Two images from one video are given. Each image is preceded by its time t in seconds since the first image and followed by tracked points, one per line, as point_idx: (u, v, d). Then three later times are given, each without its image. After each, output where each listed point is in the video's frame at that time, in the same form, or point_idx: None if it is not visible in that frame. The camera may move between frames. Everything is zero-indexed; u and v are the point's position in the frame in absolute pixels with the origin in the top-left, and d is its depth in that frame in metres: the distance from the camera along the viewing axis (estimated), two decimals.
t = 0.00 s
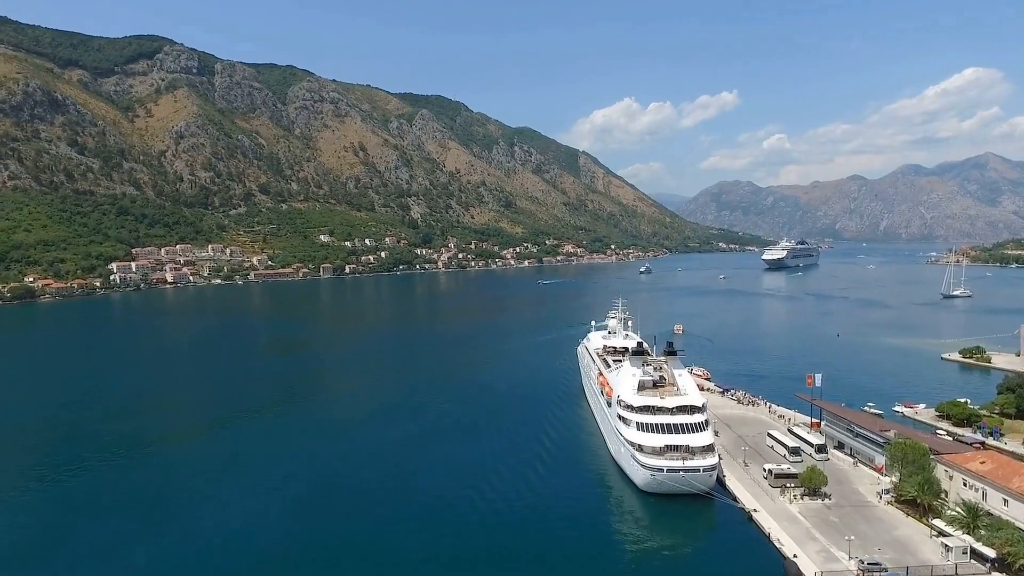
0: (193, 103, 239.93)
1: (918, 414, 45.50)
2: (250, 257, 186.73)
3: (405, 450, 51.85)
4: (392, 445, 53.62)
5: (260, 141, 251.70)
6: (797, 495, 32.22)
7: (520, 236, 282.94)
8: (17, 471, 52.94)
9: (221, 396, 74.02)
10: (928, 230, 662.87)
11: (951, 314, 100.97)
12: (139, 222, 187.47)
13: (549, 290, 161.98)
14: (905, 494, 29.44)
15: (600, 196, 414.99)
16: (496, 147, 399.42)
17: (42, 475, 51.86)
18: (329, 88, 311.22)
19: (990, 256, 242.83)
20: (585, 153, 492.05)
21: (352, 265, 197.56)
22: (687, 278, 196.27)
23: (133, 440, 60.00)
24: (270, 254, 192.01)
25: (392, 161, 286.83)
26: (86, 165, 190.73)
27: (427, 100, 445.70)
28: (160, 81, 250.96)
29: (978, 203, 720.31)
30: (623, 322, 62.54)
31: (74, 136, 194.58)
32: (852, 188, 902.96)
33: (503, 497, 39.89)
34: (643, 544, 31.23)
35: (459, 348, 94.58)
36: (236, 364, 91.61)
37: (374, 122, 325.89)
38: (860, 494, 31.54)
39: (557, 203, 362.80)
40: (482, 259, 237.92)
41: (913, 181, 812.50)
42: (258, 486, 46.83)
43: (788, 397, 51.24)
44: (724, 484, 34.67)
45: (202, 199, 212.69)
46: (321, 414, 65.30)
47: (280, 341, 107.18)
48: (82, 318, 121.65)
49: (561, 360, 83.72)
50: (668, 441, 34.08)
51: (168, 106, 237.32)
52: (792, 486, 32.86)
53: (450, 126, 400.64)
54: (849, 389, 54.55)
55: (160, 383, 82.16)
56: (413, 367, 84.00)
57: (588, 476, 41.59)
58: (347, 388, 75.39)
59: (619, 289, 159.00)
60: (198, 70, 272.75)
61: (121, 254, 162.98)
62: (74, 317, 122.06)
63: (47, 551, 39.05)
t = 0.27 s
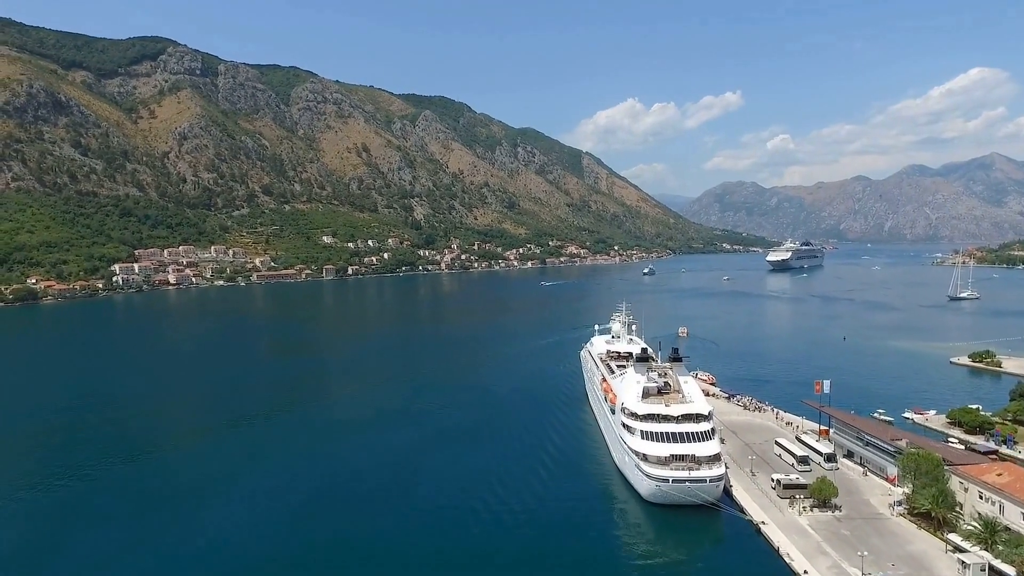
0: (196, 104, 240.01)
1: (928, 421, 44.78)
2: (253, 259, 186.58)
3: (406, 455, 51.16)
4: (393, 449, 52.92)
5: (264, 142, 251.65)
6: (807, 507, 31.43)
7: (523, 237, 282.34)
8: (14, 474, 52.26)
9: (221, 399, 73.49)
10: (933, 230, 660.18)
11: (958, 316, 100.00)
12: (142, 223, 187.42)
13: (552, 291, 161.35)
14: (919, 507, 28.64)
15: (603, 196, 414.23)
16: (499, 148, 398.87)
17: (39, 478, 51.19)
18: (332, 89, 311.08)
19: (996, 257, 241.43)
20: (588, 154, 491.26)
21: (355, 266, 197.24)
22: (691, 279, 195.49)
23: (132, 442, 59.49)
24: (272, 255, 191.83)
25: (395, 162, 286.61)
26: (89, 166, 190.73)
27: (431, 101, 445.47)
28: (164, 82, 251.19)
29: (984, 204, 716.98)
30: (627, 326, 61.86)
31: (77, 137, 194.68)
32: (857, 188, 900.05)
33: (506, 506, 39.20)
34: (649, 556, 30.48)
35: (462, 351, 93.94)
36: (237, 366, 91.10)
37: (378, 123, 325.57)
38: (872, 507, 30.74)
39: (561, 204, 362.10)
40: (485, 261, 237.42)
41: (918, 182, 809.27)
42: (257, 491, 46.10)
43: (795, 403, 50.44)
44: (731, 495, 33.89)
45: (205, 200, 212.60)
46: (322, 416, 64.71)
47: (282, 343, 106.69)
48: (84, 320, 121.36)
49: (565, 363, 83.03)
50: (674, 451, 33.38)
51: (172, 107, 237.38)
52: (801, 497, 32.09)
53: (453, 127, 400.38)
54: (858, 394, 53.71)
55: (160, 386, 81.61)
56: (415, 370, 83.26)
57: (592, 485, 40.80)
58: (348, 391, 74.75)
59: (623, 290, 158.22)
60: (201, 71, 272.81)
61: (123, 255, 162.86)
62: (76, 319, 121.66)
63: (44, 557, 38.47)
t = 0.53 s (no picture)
0: (199, 106, 240.15)
1: (939, 428, 44.16)
2: (255, 260, 186.42)
3: (407, 460, 50.45)
4: (394, 454, 52.24)
5: (267, 143, 251.61)
6: (816, 519, 30.61)
7: (527, 238, 281.73)
8: (12, 478, 51.74)
9: (222, 402, 72.93)
10: (938, 231, 657.40)
11: (966, 319, 98.96)
12: (145, 225, 187.39)
13: (556, 293, 160.67)
14: (933, 521, 27.87)
15: (607, 197, 413.33)
16: (502, 148, 398.28)
17: (37, 481, 50.57)
18: (336, 90, 310.95)
19: (1003, 258, 239.73)
20: (592, 155, 490.30)
21: (358, 267, 196.88)
22: (695, 281, 194.62)
23: (132, 445, 58.99)
24: (275, 257, 191.66)
25: (398, 163, 286.35)
26: (92, 167, 190.73)
27: (434, 102, 445.25)
28: (167, 84, 251.42)
29: (989, 204, 713.57)
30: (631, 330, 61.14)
31: (81, 139, 194.84)
32: (861, 189, 897.07)
33: (508, 514, 38.49)
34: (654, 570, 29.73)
35: (465, 353, 93.23)
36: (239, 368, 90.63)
37: (381, 124, 325.42)
38: (885, 519, 29.96)
39: (564, 205, 361.41)
40: (488, 262, 236.83)
41: (923, 183, 805.98)
42: (257, 496, 45.45)
43: (803, 409, 49.70)
44: (738, 506, 33.10)
45: (208, 201, 212.49)
46: (324, 419, 64.09)
47: (284, 345, 106.22)
48: (86, 322, 121.08)
49: (568, 366, 82.33)
50: (680, 461, 32.70)
51: (175, 108, 237.52)
52: (811, 509, 31.28)
53: (456, 128, 399.99)
54: (865, 398, 53.05)
55: (161, 388, 81.10)
56: (417, 373, 82.64)
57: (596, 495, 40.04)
58: (350, 393, 74.21)
59: (627, 292, 157.55)
60: (205, 72, 272.93)
61: (126, 256, 162.84)
62: (78, 321, 121.32)
63: (39, 563, 37.91)
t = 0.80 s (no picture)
0: (203, 107, 240.35)
1: (950, 435, 43.58)
2: (258, 261, 186.30)
3: (408, 464, 49.80)
4: (395, 458, 51.64)
5: (270, 144, 251.64)
6: (827, 532, 29.79)
7: (530, 239, 281.09)
8: (10, 480, 51.26)
9: (223, 403, 72.49)
10: (944, 232, 654.41)
11: (974, 321, 97.96)
12: (148, 226, 187.39)
13: (559, 295, 160.06)
14: (948, 535, 27.14)
15: (611, 198, 412.45)
16: (506, 149, 397.75)
17: (35, 484, 50.09)
18: (339, 91, 310.84)
19: (1010, 260, 237.97)
20: (596, 156, 489.41)
21: (361, 268, 196.51)
22: (699, 282, 193.83)
23: (132, 446, 58.54)
24: (278, 258, 191.47)
25: (402, 164, 286.20)
26: (96, 168, 190.83)
27: (438, 103, 445.10)
28: (171, 85, 251.73)
29: (995, 205, 710.06)
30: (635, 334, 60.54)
31: (84, 140, 195.06)
32: (866, 190, 893.96)
33: (511, 523, 37.82)
34: None
35: (467, 355, 92.69)
36: (240, 370, 90.20)
37: (384, 125, 325.31)
38: (898, 532, 29.21)
39: (568, 206, 360.79)
40: (491, 263, 236.22)
41: (929, 183, 802.62)
42: (258, 501, 44.90)
43: (810, 415, 48.96)
44: (745, 517, 32.33)
45: (211, 203, 212.47)
46: (325, 422, 63.53)
47: (287, 346, 105.83)
48: (88, 323, 120.85)
49: (571, 369, 81.72)
50: (686, 471, 31.99)
51: (179, 109, 237.73)
52: (821, 521, 30.51)
53: (459, 129, 399.52)
54: (873, 404, 52.28)
55: (162, 390, 80.70)
56: (420, 375, 82.10)
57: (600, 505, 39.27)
58: (351, 396, 73.67)
59: (630, 294, 156.75)
60: (208, 73, 273.13)
61: (129, 257, 162.89)
62: (80, 322, 121.14)
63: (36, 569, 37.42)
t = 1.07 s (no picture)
0: (207, 108, 240.48)
1: (963, 443, 42.82)
2: (261, 262, 186.14)
3: (410, 471, 49.07)
4: (398, 463, 50.90)
5: (274, 145, 251.69)
6: (838, 545, 28.98)
7: (533, 240, 280.48)
8: (12, 483, 50.93)
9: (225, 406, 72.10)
10: (949, 233, 651.02)
11: (983, 324, 96.77)
12: (152, 227, 187.46)
13: (563, 296, 159.42)
14: (965, 550, 26.38)
15: (615, 199, 411.35)
16: (509, 150, 397.12)
17: (34, 487, 49.69)
18: (343, 92, 310.60)
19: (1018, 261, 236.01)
20: (600, 156, 488.25)
21: (364, 269, 196.13)
22: (704, 284, 192.88)
23: (133, 449, 58.12)
24: (281, 259, 191.31)
25: (405, 165, 285.92)
26: (100, 170, 190.98)
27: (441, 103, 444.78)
28: (175, 86, 252.02)
29: (1001, 206, 706.00)
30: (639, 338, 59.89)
31: (88, 141, 195.12)
32: (871, 191, 890.02)
33: (514, 533, 37.12)
34: None
35: (472, 358, 92.00)
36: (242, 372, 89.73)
37: (388, 126, 325.02)
38: (912, 546, 28.40)
39: (571, 207, 359.93)
40: (495, 264, 235.64)
41: (934, 184, 798.74)
42: (259, 506, 44.42)
43: (818, 422, 48.14)
44: (753, 529, 31.55)
45: (214, 204, 212.37)
46: (327, 424, 63.05)
47: (289, 349, 105.35)
48: (92, 325, 120.84)
49: (575, 372, 81.09)
50: (693, 483, 31.28)
51: (183, 110, 237.89)
52: (831, 534, 29.76)
53: (463, 130, 399.17)
54: (882, 410, 51.46)
55: (164, 392, 80.21)
56: (423, 377, 81.60)
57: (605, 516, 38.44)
58: (355, 398, 73.24)
59: (634, 295, 155.96)
60: (212, 74, 273.34)
61: (133, 259, 162.92)
62: (84, 324, 121.09)
63: None
